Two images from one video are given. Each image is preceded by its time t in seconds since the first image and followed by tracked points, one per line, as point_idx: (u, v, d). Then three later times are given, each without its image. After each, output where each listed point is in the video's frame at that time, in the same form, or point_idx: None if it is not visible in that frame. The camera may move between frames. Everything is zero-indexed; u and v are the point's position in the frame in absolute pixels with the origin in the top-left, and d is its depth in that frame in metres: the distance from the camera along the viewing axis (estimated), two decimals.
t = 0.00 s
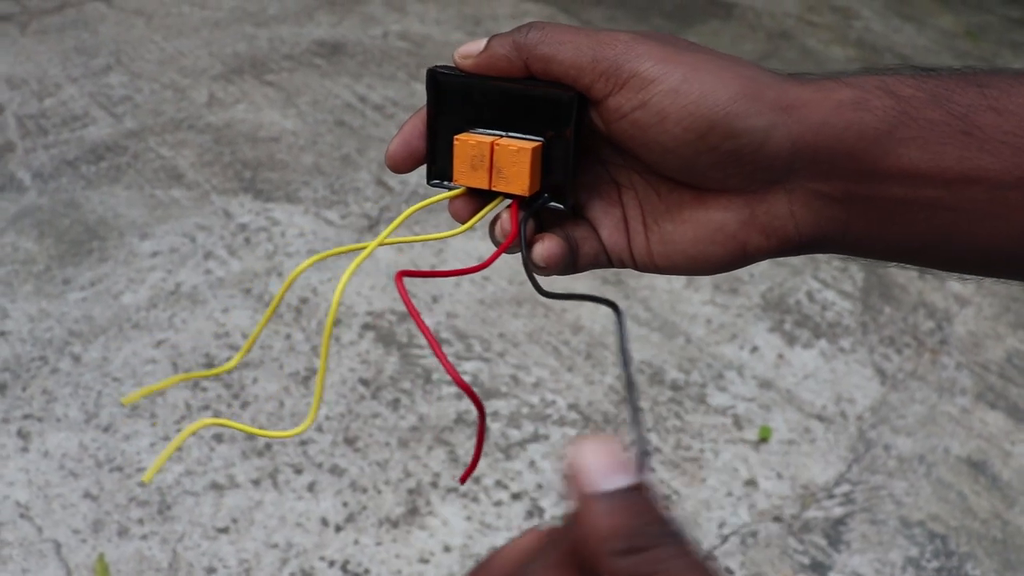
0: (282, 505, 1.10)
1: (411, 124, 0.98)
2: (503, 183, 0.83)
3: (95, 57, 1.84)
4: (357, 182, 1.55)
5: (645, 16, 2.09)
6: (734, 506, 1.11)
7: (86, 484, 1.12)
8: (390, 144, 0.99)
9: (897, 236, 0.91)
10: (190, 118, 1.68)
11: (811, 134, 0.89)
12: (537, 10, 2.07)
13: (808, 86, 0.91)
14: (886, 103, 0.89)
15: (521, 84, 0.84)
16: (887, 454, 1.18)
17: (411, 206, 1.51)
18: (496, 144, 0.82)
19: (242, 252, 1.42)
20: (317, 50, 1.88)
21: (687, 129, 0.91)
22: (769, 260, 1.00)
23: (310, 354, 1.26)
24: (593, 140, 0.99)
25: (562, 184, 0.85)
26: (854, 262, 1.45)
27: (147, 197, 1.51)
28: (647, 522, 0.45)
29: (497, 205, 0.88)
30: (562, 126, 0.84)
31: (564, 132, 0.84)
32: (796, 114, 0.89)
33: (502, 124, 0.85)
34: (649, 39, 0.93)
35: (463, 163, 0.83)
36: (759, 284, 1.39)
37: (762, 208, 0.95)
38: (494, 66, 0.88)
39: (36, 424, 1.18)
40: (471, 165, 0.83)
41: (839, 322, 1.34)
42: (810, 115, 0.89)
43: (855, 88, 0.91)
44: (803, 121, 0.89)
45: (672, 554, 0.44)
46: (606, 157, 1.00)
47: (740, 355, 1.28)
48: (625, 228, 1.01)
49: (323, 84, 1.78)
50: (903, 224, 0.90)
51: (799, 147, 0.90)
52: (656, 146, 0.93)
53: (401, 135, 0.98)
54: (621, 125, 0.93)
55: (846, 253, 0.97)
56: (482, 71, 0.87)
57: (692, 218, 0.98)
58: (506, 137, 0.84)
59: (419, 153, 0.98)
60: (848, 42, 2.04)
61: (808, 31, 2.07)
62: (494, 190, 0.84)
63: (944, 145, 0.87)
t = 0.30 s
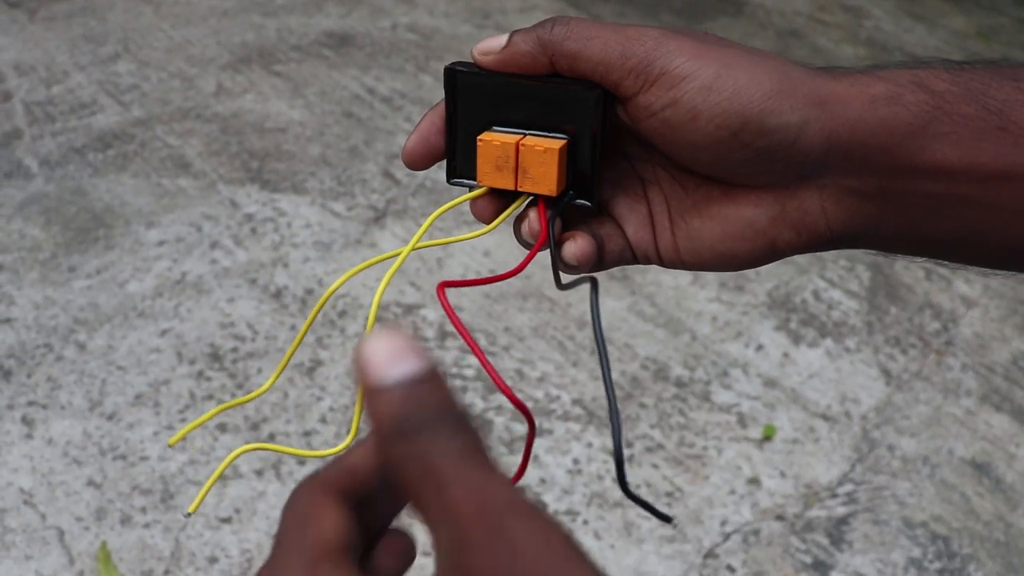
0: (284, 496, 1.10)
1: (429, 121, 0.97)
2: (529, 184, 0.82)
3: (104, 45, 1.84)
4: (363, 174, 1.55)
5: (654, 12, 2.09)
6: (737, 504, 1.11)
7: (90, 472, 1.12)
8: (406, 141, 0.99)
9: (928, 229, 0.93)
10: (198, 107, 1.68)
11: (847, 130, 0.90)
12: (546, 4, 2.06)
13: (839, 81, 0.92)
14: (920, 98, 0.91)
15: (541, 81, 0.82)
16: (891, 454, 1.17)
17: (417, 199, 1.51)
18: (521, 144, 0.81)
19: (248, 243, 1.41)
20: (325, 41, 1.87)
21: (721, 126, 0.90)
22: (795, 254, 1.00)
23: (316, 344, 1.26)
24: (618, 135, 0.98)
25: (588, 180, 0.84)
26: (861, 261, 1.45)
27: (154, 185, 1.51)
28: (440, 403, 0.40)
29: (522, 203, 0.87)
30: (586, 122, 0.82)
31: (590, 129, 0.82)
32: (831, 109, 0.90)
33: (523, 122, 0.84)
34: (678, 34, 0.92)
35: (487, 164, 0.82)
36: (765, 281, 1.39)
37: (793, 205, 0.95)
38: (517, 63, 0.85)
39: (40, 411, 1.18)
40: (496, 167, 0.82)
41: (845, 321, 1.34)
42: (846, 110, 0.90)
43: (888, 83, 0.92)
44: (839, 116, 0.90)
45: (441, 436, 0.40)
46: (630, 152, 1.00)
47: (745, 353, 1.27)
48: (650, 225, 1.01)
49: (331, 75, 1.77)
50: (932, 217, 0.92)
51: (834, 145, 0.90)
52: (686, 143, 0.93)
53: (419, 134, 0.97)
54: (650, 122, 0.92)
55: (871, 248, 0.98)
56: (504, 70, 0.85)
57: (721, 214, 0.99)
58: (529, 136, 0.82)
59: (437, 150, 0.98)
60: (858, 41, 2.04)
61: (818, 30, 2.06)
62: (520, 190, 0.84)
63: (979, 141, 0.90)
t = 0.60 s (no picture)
0: (283, 495, 1.10)
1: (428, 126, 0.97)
2: (532, 193, 0.82)
3: (107, 40, 1.84)
4: (365, 173, 1.55)
5: (658, 12, 2.08)
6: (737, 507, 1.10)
7: (88, 469, 1.12)
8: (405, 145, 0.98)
9: (935, 241, 0.96)
10: (200, 104, 1.67)
11: (857, 141, 0.90)
12: (550, 3, 2.06)
13: (848, 91, 0.92)
14: (930, 110, 0.92)
15: (545, 88, 0.82)
16: (891, 458, 1.17)
17: (419, 198, 1.51)
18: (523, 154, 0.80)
19: (249, 240, 1.41)
20: (329, 38, 1.87)
21: (728, 138, 0.90)
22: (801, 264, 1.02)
23: (315, 343, 1.26)
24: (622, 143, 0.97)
25: (592, 189, 0.84)
26: (862, 265, 1.44)
27: (155, 181, 1.50)
28: (631, 346, 0.54)
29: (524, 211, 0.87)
30: (591, 130, 0.81)
31: (593, 137, 0.82)
32: (840, 120, 0.90)
33: (525, 129, 0.83)
34: (684, 42, 0.91)
35: (489, 171, 0.82)
36: (767, 284, 1.39)
37: (801, 217, 0.96)
38: (520, 69, 0.86)
39: (40, 407, 1.18)
40: (497, 175, 0.82)
41: (847, 324, 1.34)
42: (856, 122, 0.90)
43: (898, 94, 0.93)
44: (849, 127, 0.90)
45: (643, 360, 0.52)
46: (635, 160, 0.99)
47: (746, 356, 1.27)
48: (653, 234, 1.00)
49: (333, 72, 1.77)
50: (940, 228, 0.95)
51: (846, 157, 0.91)
52: (692, 154, 0.92)
53: (418, 139, 0.97)
54: (655, 133, 0.91)
55: (875, 257, 1.00)
56: (507, 75, 0.85)
57: (726, 225, 0.98)
58: (532, 144, 0.82)
59: (437, 154, 0.98)
60: (862, 43, 2.03)
61: (822, 32, 2.06)
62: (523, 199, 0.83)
63: (989, 154, 0.92)
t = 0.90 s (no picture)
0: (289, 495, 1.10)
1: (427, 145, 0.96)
2: (536, 216, 0.82)
3: (114, 39, 1.84)
4: (372, 172, 1.54)
5: (665, 12, 2.08)
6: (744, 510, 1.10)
7: (95, 468, 1.12)
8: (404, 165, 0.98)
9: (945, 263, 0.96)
10: (207, 103, 1.68)
11: (866, 163, 0.90)
12: (557, 3, 2.06)
13: (858, 112, 0.91)
14: (941, 131, 0.91)
15: (546, 108, 0.81)
16: (899, 462, 1.17)
17: (426, 198, 1.50)
18: (526, 178, 0.80)
19: (256, 240, 1.41)
20: (336, 38, 1.87)
21: (736, 162, 0.89)
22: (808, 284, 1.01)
23: (322, 344, 1.26)
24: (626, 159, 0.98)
25: (597, 206, 0.84)
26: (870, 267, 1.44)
27: (163, 181, 1.50)
28: (720, 466, 0.53)
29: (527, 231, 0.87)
30: (595, 149, 0.82)
31: (596, 156, 0.82)
32: (850, 142, 0.89)
33: (526, 149, 0.83)
34: (690, 62, 0.89)
35: (492, 196, 0.81)
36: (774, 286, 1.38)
37: (808, 240, 0.96)
38: (520, 89, 0.83)
39: (47, 406, 1.18)
40: (500, 199, 0.81)
41: (854, 327, 1.33)
42: (866, 144, 0.90)
43: (909, 114, 0.92)
44: (858, 149, 0.89)
45: (728, 489, 0.52)
46: (639, 177, 0.99)
47: (753, 358, 1.27)
48: (658, 250, 1.01)
49: (340, 72, 1.77)
50: (950, 249, 0.94)
51: (855, 180, 0.90)
52: (699, 176, 0.92)
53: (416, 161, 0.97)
54: (663, 154, 0.91)
55: (883, 277, 1.00)
56: (508, 96, 0.83)
57: (733, 245, 0.98)
58: (534, 165, 0.81)
59: (436, 173, 0.98)
60: (870, 44, 2.02)
61: (829, 32, 2.06)
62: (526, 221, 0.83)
63: (1004, 175, 0.91)
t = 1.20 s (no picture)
0: (295, 495, 1.10)
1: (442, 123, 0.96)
2: (549, 197, 0.81)
3: (122, 40, 1.84)
4: (378, 173, 1.55)
5: (672, 13, 2.08)
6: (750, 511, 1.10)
7: (101, 468, 1.12)
8: (419, 142, 0.98)
9: (959, 251, 0.96)
10: (214, 104, 1.68)
11: (883, 150, 0.89)
12: (563, 3, 2.06)
13: (876, 98, 0.91)
14: (960, 119, 0.91)
15: (562, 91, 0.81)
16: (905, 463, 1.16)
17: (432, 199, 1.50)
18: (540, 158, 0.80)
19: (262, 240, 1.41)
20: (343, 38, 1.87)
21: (753, 146, 0.89)
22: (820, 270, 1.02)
23: (328, 344, 1.26)
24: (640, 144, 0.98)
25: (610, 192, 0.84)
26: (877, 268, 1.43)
27: (170, 181, 1.51)
28: (698, 434, 0.53)
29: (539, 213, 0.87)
30: (611, 133, 0.81)
31: (612, 140, 0.82)
32: (868, 129, 0.89)
33: (541, 131, 0.83)
34: (707, 46, 0.89)
35: (505, 175, 0.82)
36: (780, 287, 1.38)
37: (824, 225, 0.96)
38: (538, 71, 0.84)
39: (53, 406, 1.18)
40: (514, 178, 0.81)
41: (860, 328, 1.33)
42: (884, 130, 0.89)
43: (928, 102, 0.92)
44: (877, 136, 0.89)
45: (712, 450, 0.50)
46: (654, 163, 1.00)
47: (759, 359, 1.27)
48: (671, 236, 1.01)
49: (347, 72, 1.77)
50: (963, 237, 0.95)
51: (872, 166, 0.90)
52: (715, 160, 0.91)
53: (431, 137, 0.96)
54: (680, 138, 0.91)
55: (896, 263, 1.00)
56: (525, 77, 0.83)
57: (747, 230, 0.98)
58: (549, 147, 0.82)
59: (450, 153, 0.98)
60: (877, 45, 2.02)
61: (836, 33, 2.05)
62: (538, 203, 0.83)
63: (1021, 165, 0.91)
